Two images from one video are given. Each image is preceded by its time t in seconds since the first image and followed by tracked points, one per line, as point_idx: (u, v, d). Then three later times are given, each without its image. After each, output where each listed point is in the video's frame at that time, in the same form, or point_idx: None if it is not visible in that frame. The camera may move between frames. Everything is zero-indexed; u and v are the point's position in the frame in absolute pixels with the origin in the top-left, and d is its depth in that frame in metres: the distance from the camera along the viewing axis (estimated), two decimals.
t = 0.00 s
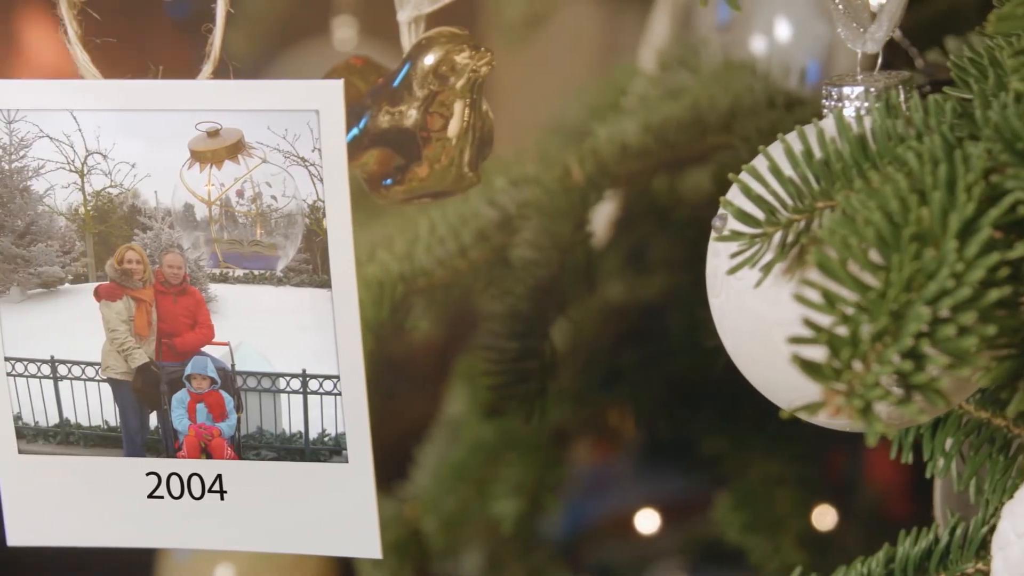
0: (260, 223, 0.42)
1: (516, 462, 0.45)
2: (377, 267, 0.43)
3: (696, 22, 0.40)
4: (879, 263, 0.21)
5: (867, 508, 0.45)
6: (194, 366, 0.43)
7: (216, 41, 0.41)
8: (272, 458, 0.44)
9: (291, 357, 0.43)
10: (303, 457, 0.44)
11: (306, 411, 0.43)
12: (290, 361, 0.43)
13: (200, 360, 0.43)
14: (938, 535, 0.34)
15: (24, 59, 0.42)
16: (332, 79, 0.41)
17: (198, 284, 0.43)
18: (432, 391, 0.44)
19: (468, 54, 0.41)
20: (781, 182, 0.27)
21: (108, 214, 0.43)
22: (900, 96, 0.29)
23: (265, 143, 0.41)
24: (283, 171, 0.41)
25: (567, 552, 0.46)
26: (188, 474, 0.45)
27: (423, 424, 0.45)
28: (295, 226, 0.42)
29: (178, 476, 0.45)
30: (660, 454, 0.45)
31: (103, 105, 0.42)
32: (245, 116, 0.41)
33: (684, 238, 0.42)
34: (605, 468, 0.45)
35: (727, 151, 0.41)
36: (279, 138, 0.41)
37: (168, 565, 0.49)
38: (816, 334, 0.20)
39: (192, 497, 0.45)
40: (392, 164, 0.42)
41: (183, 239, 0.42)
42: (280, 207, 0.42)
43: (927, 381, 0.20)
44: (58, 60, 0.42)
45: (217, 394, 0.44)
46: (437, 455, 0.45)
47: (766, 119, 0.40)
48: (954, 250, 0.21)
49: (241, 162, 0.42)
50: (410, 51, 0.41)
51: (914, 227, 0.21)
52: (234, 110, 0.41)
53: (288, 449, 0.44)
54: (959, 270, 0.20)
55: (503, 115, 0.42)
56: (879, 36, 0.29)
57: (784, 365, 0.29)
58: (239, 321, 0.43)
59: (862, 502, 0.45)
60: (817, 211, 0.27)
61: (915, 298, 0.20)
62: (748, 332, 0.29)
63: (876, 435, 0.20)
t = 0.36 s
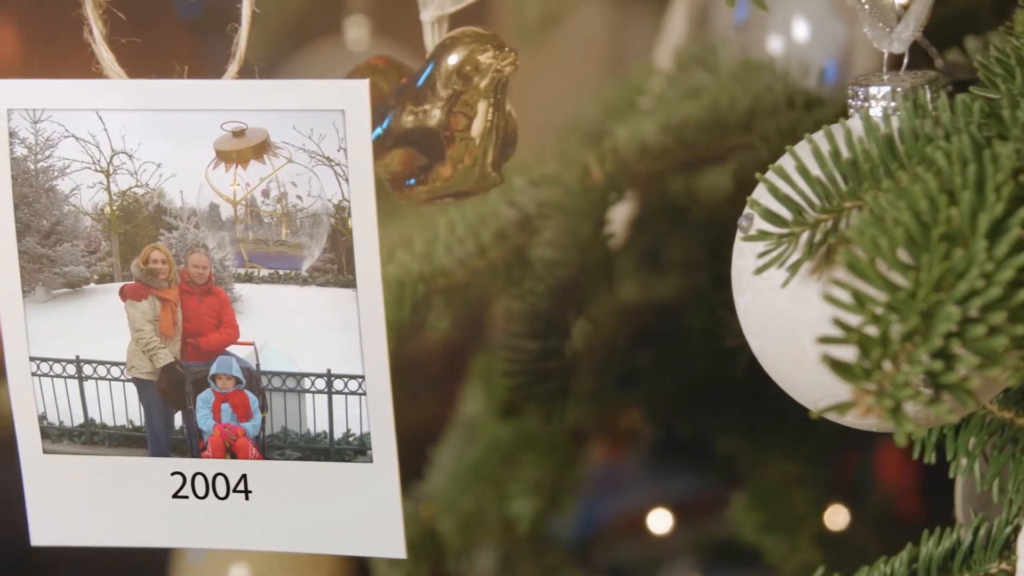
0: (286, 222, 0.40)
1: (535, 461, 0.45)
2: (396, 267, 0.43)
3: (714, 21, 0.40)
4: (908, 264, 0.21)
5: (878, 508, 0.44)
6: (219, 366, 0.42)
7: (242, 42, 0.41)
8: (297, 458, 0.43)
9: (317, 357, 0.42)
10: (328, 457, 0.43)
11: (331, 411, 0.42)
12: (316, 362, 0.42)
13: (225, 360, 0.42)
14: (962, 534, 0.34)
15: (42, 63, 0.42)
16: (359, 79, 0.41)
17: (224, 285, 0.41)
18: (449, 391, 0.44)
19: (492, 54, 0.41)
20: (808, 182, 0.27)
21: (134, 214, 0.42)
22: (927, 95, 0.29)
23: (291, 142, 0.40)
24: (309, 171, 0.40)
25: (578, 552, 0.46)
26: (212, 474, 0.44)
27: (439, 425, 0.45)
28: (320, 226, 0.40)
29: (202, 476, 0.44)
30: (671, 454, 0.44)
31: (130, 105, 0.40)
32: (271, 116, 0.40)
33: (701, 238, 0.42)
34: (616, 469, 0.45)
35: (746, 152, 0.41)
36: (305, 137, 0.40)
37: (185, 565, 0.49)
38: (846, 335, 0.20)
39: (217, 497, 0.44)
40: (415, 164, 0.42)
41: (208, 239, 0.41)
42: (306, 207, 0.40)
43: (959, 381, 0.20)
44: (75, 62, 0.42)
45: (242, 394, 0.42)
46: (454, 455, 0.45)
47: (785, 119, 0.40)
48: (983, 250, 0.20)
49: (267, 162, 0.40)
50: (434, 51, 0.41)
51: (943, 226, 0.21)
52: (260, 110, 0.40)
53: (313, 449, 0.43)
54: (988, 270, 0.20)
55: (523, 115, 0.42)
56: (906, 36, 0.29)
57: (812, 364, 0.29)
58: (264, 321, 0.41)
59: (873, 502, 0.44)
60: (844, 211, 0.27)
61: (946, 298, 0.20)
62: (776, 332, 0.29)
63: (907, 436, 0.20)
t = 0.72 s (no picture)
0: (311, 222, 0.40)
1: (554, 461, 0.45)
2: (416, 268, 0.43)
3: (732, 21, 0.40)
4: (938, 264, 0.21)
5: (888, 507, 0.44)
6: (244, 366, 0.42)
7: (268, 41, 0.41)
8: (321, 459, 0.43)
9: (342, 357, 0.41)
10: (353, 457, 0.42)
11: (356, 411, 0.42)
12: (342, 360, 0.41)
13: (251, 360, 0.42)
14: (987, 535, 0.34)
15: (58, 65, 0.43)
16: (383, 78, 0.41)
17: (249, 284, 0.41)
18: (467, 391, 0.44)
19: (516, 54, 0.41)
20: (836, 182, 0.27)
21: (159, 214, 0.41)
22: (954, 95, 0.29)
23: (317, 142, 0.40)
24: (335, 171, 0.40)
25: (591, 552, 0.46)
26: (237, 474, 0.44)
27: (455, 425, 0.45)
28: (346, 226, 0.40)
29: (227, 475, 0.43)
30: (684, 454, 0.44)
31: (156, 104, 0.40)
32: (297, 116, 0.40)
33: (719, 238, 0.42)
34: (626, 468, 0.45)
35: (766, 152, 0.41)
36: (330, 137, 0.40)
37: (201, 565, 0.49)
38: (876, 335, 0.20)
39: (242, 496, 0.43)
40: (439, 164, 0.42)
41: (234, 239, 0.41)
42: (332, 207, 0.40)
43: (989, 380, 0.20)
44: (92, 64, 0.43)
45: (267, 394, 0.42)
46: (470, 455, 0.45)
47: (804, 120, 0.40)
48: (1013, 250, 0.20)
49: (292, 162, 0.40)
50: (459, 51, 0.41)
51: (973, 226, 0.21)
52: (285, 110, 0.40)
53: (338, 449, 0.42)
54: (1019, 270, 0.20)
55: (544, 114, 0.42)
56: (933, 36, 0.29)
57: (839, 363, 0.29)
58: (291, 320, 0.41)
59: (885, 501, 0.44)
60: (872, 211, 0.27)
61: (975, 298, 0.20)
62: (802, 332, 0.29)
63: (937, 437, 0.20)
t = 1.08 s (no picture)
0: (337, 222, 0.40)
1: (567, 461, 0.45)
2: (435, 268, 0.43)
3: (749, 20, 0.40)
4: (968, 263, 0.21)
5: (902, 508, 0.44)
6: (269, 366, 0.42)
7: (293, 40, 0.41)
8: (346, 458, 0.43)
9: (366, 356, 0.42)
10: (377, 457, 0.42)
11: (381, 410, 0.42)
12: (367, 360, 0.41)
13: (275, 360, 0.42)
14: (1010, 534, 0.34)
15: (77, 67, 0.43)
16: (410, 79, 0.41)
17: (274, 284, 0.41)
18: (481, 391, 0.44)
19: (540, 54, 0.41)
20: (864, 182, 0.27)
21: (185, 214, 0.41)
22: (980, 95, 0.29)
23: (342, 142, 0.40)
24: (360, 171, 0.40)
25: (603, 553, 0.46)
26: (261, 474, 0.43)
27: (469, 425, 0.44)
28: (371, 226, 0.40)
29: (250, 475, 0.43)
30: (699, 454, 0.44)
31: (181, 104, 0.40)
32: (323, 116, 0.40)
33: (737, 237, 0.42)
34: (642, 468, 0.45)
35: (785, 152, 0.41)
36: (356, 138, 0.40)
37: (214, 565, 0.49)
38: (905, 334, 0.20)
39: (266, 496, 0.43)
40: (462, 164, 0.42)
41: (259, 239, 0.41)
42: (357, 207, 0.40)
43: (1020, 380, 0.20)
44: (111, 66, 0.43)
45: (292, 394, 0.42)
46: (485, 455, 0.45)
47: (824, 120, 0.40)
48: None
49: (317, 162, 0.40)
50: (482, 51, 0.41)
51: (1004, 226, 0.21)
52: (310, 111, 0.40)
53: (362, 449, 0.42)
54: None
55: (568, 116, 0.42)
56: (959, 36, 0.29)
57: (866, 363, 0.29)
58: (317, 321, 0.41)
59: (897, 501, 0.44)
60: (900, 211, 0.26)
61: (1006, 298, 0.20)
62: (829, 332, 0.29)
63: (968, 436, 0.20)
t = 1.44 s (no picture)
0: (363, 222, 0.40)
1: (584, 459, 0.44)
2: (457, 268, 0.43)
3: (766, 19, 0.40)
4: (999, 263, 0.21)
5: (912, 508, 0.43)
6: (295, 366, 0.42)
7: (319, 40, 0.41)
8: (372, 459, 0.43)
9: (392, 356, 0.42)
10: (401, 457, 0.42)
11: (406, 410, 0.42)
12: (392, 360, 0.41)
13: (301, 360, 0.42)
14: None
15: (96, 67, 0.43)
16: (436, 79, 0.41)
17: (299, 285, 0.41)
18: (496, 392, 0.44)
19: (565, 54, 0.41)
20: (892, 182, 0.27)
21: (211, 214, 0.41)
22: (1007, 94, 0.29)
23: (369, 142, 0.40)
24: (385, 171, 0.40)
25: (615, 552, 0.45)
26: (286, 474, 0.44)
27: (482, 425, 0.44)
28: (397, 226, 0.40)
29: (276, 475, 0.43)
30: (716, 453, 0.44)
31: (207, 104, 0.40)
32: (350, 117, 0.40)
33: (756, 236, 0.41)
34: (658, 468, 0.44)
35: (805, 152, 0.40)
36: (382, 138, 0.40)
37: (230, 566, 0.49)
38: (936, 334, 0.20)
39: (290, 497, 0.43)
40: (487, 164, 0.42)
41: (285, 239, 0.41)
42: (383, 207, 0.40)
43: None
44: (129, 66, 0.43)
45: (318, 394, 0.42)
46: (501, 454, 0.44)
47: (844, 119, 0.40)
48: None
49: (343, 162, 0.40)
50: (507, 52, 0.41)
51: None
52: (337, 111, 0.40)
53: (388, 448, 0.42)
54: None
55: (592, 115, 0.41)
56: (987, 36, 0.29)
57: (896, 363, 0.29)
58: (344, 320, 0.41)
59: (909, 501, 0.43)
60: (929, 211, 0.26)
61: None
62: (858, 333, 0.29)
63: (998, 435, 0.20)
